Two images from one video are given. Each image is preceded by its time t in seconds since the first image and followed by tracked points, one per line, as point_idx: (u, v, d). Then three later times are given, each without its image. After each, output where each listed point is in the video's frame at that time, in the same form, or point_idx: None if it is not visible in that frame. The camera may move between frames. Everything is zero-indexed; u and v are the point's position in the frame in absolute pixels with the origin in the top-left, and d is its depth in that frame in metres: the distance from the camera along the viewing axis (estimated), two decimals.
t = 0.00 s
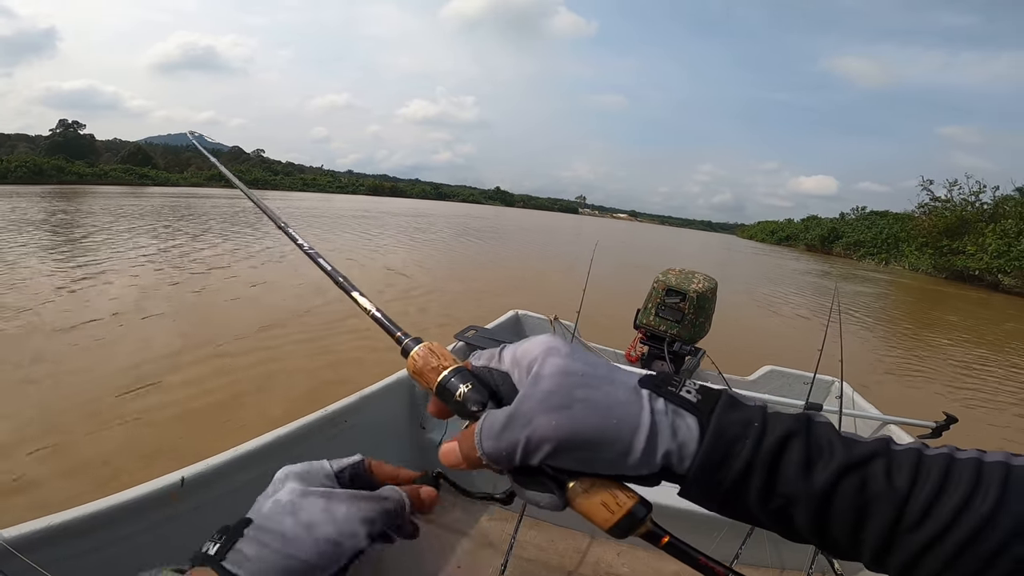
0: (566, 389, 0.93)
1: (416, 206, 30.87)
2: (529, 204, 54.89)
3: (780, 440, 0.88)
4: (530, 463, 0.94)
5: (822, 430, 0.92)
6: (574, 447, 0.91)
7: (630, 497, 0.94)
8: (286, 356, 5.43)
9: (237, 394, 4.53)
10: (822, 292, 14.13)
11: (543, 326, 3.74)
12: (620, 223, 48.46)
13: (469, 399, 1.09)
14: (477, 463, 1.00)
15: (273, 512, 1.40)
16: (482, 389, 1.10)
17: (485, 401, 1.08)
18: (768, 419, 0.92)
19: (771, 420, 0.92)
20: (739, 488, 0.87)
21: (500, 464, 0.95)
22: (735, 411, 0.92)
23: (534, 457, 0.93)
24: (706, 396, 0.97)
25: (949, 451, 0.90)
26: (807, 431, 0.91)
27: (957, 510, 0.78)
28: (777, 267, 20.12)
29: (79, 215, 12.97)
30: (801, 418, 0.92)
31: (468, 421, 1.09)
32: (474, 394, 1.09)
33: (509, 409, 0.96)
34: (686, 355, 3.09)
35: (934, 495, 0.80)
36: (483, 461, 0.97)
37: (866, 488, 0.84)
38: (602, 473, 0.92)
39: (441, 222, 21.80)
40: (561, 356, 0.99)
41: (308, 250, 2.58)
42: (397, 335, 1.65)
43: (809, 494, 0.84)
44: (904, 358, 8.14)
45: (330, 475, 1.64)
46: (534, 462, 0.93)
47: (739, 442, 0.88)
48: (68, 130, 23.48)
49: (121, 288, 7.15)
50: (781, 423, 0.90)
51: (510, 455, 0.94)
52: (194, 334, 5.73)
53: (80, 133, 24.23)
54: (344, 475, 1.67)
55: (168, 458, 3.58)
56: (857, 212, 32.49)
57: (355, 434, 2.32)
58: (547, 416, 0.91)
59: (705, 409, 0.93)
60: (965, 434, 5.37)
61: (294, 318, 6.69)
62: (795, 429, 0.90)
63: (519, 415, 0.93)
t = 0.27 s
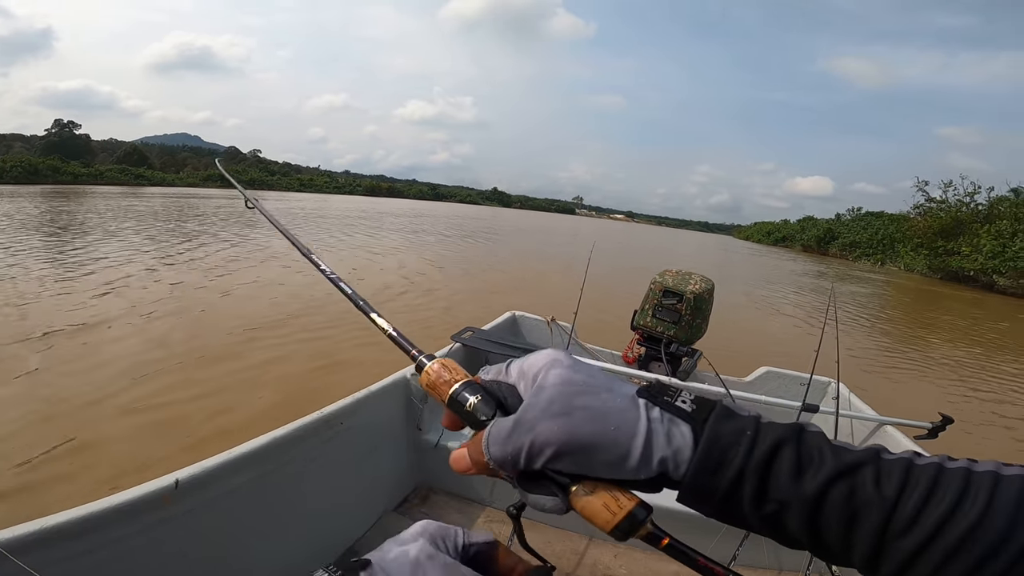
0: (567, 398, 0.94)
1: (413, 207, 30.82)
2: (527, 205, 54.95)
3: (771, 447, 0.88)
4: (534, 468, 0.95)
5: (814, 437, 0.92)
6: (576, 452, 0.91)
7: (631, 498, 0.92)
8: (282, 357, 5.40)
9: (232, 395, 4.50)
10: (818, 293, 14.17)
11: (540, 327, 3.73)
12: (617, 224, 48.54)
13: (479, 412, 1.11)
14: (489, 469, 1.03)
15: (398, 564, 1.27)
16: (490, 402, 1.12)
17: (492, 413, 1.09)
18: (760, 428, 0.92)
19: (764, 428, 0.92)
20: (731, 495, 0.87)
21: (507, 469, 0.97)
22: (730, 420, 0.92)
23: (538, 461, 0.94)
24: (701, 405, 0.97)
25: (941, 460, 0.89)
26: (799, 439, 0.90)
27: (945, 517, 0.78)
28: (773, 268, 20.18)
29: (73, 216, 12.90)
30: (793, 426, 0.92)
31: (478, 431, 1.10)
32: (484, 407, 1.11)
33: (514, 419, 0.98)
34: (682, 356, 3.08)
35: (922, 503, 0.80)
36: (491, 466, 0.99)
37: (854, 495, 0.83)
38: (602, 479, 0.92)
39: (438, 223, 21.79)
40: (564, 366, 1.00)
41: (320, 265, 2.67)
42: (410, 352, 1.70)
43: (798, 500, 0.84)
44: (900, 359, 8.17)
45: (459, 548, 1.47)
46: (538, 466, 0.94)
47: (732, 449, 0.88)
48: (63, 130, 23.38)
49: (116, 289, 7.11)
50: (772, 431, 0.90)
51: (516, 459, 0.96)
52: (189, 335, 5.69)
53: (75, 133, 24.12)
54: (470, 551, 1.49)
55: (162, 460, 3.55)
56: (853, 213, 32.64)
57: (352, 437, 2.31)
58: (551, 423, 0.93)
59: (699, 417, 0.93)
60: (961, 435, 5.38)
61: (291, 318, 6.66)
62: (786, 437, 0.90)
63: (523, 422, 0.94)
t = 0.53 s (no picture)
0: (551, 411, 0.93)
1: (409, 208, 30.77)
2: (523, 206, 54.96)
3: (767, 447, 0.88)
4: (527, 481, 0.94)
5: (811, 436, 0.91)
6: (566, 463, 0.91)
7: (624, 505, 0.93)
8: (277, 359, 5.37)
9: (228, 396, 4.48)
10: (813, 293, 14.23)
11: (536, 328, 3.73)
12: (613, 225, 48.61)
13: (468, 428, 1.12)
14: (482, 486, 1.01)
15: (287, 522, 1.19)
16: (474, 418, 1.13)
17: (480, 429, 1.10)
18: (756, 428, 0.91)
19: (759, 428, 0.91)
20: (730, 494, 0.87)
21: (499, 485, 0.96)
22: (723, 421, 0.91)
23: (529, 474, 0.93)
24: (693, 407, 0.96)
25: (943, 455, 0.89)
26: (795, 438, 0.90)
27: (947, 514, 0.78)
28: (768, 269, 20.26)
29: (67, 218, 12.82)
30: (789, 425, 0.91)
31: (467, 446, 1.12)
32: (472, 423, 1.12)
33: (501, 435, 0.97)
34: (678, 356, 3.09)
35: (924, 501, 0.80)
36: (482, 482, 0.98)
37: (855, 493, 0.83)
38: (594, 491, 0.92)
39: (435, 225, 21.78)
40: (547, 379, 1.00)
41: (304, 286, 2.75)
42: (396, 367, 1.70)
43: (797, 499, 0.84)
44: (895, 358, 8.21)
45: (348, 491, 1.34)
46: (529, 481, 0.94)
47: (728, 451, 0.88)
48: (56, 132, 23.24)
49: (110, 291, 7.06)
50: (767, 431, 0.90)
51: (506, 476, 0.95)
52: (184, 337, 5.67)
53: (70, 135, 24.01)
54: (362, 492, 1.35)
55: (156, 463, 3.52)
56: (848, 214, 32.82)
57: (347, 439, 2.30)
58: (536, 438, 0.92)
59: (690, 420, 0.92)
60: (956, 434, 5.40)
61: (287, 320, 6.64)
62: (783, 436, 0.89)
63: (509, 438, 0.94)
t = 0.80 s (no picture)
0: (568, 397, 0.97)
1: (414, 208, 30.82)
2: (528, 206, 54.92)
3: (774, 440, 0.89)
4: (541, 464, 0.97)
5: (816, 433, 0.92)
6: (579, 448, 0.94)
7: (636, 493, 0.93)
8: (284, 359, 5.40)
9: (236, 396, 4.52)
10: (821, 292, 14.13)
11: (543, 327, 3.74)
12: (618, 224, 48.47)
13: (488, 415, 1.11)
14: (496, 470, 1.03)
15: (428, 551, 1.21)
16: (494, 403, 1.11)
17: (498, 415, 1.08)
18: (764, 423, 0.92)
19: (766, 424, 0.92)
20: (734, 488, 0.87)
21: (514, 468, 0.99)
22: (733, 416, 0.93)
23: (544, 456, 0.96)
24: (704, 402, 0.98)
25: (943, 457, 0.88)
26: (801, 435, 0.91)
27: (947, 512, 0.78)
28: (775, 268, 20.13)
29: (77, 219, 12.96)
30: (795, 421, 0.92)
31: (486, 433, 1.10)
32: (491, 409, 1.10)
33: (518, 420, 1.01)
34: (685, 355, 3.09)
35: (924, 497, 0.80)
36: (499, 465, 1.00)
37: (857, 489, 0.84)
38: (606, 477, 0.93)
39: (440, 224, 21.82)
40: (566, 367, 1.04)
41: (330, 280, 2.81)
42: (420, 359, 1.70)
43: (801, 494, 0.84)
44: (904, 358, 8.14)
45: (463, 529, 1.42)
46: (544, 464, 0.96)
47: (736, 444, 0.89)
48: (65, 134, 23.47)
49: (119, 291, 7.14)
50: (774, 427, 0.91)
51: (522, 457, 0.98)
52: (192, 337, 5.72)
53: (78, 136, 24.23)
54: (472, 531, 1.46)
55: (166, 462, 3.56)
56: (855, 213, 32.58)
57: (357, 439, 2.32)
58: (552, 420, 0.96)
59: (702, 413, 0.95)
60: (966, 434, 5.36)
61: (294, 319, 6.68)
62: (789, 432, 0.90)
63: (527, 422, 0.97)
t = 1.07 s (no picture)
0: (573, 411, 0.94)
1: (415, 204, 30.81)
2: (529, 202, 54.89)
3: (778, 449, 0.88)
4: (547, 478, 0.95)
5: (820, 439, 0.91)
6: (584, 464, 0.91)
7: (640, 503, 0.92)
8: (285, 355, 5.41)
9: (238, 392, 4.53)
10: (823, 289, 14.11)
11: (545, 323, 3.73)
12: (620, 221, 48.40)
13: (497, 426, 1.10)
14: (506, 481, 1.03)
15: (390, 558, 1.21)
16: (506, 414, 1.10)
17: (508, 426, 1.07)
18: (768, 432, 0.91)
19: (769, 432, 0.91)
20: (738, 497, 0.86)
21: (521, 481, 0.98)
22: (736, 424, 0.91)
23: (549, 471, 0.94)
24: (708, 411, 0.95)
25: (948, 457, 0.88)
26: (804, 441, 0.90)
27: (954, 515, 0.77)
28: (777, 264, 20.11)
29: (79, 216, 12.99)
30: (798, 429, 0.91)
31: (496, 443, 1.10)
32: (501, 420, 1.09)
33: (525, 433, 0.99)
34: (687, 351, 3.08)
35: (932, 501, 0.79)
36: (506, 478, 1.00)
37: (862, 494, 0.83)
38: (609, 490, 0.92)
39: (441, 221, 21.81)
40: (570, 381, 1.01)
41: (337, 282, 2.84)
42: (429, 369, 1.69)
43: (806, 501, 0.84)
44: (906, 354, 8.14)
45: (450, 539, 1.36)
46: (550, 477, 0.95)
47: (739, 454, 0.87)
48: (66, 131, 23.51)
49: (121, 288, 7.16)
50: (777, 435, 0.89)
51: (528, 471, 0.96)
52: (194, 333, 5.74)
53: (80, 133, 24.27)
54: (464, 544, 1.38)
55: (168, 457, 3.58)
56: (857, 209, 32.49)
57: (359, 433, 2.32)
58: (557, 438, 0.93)
59: (705, 423, 0.92)
60: (967, 430, 5.36)
61: (295, 315, 6.68)
62: (793, 440, 0.89)
63: (533, 437, 0.95)
